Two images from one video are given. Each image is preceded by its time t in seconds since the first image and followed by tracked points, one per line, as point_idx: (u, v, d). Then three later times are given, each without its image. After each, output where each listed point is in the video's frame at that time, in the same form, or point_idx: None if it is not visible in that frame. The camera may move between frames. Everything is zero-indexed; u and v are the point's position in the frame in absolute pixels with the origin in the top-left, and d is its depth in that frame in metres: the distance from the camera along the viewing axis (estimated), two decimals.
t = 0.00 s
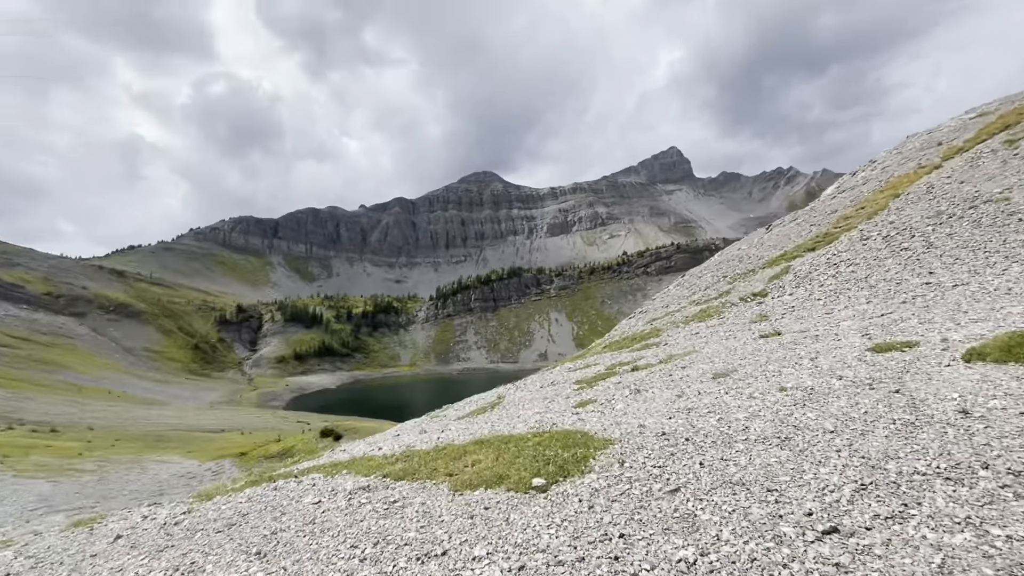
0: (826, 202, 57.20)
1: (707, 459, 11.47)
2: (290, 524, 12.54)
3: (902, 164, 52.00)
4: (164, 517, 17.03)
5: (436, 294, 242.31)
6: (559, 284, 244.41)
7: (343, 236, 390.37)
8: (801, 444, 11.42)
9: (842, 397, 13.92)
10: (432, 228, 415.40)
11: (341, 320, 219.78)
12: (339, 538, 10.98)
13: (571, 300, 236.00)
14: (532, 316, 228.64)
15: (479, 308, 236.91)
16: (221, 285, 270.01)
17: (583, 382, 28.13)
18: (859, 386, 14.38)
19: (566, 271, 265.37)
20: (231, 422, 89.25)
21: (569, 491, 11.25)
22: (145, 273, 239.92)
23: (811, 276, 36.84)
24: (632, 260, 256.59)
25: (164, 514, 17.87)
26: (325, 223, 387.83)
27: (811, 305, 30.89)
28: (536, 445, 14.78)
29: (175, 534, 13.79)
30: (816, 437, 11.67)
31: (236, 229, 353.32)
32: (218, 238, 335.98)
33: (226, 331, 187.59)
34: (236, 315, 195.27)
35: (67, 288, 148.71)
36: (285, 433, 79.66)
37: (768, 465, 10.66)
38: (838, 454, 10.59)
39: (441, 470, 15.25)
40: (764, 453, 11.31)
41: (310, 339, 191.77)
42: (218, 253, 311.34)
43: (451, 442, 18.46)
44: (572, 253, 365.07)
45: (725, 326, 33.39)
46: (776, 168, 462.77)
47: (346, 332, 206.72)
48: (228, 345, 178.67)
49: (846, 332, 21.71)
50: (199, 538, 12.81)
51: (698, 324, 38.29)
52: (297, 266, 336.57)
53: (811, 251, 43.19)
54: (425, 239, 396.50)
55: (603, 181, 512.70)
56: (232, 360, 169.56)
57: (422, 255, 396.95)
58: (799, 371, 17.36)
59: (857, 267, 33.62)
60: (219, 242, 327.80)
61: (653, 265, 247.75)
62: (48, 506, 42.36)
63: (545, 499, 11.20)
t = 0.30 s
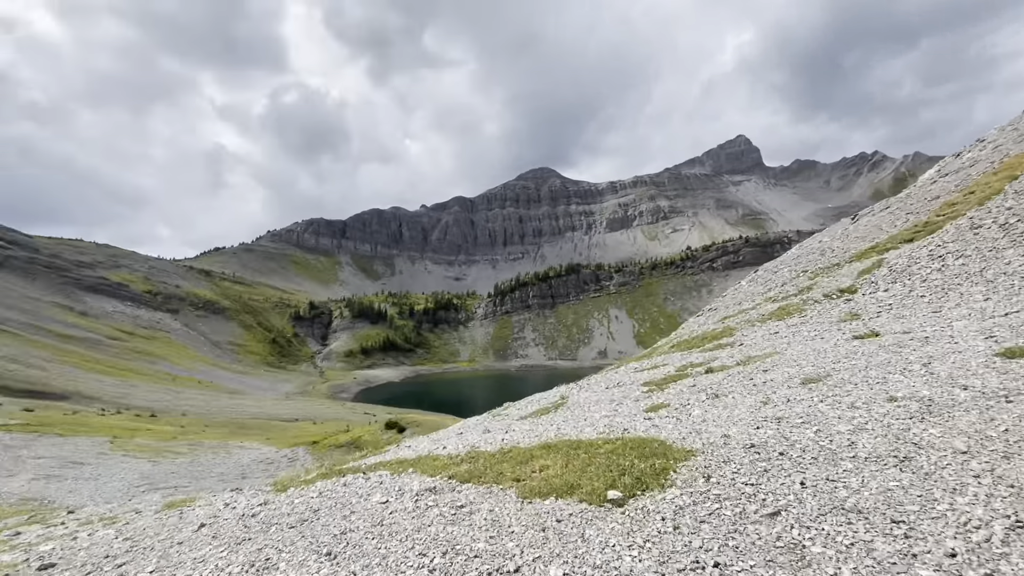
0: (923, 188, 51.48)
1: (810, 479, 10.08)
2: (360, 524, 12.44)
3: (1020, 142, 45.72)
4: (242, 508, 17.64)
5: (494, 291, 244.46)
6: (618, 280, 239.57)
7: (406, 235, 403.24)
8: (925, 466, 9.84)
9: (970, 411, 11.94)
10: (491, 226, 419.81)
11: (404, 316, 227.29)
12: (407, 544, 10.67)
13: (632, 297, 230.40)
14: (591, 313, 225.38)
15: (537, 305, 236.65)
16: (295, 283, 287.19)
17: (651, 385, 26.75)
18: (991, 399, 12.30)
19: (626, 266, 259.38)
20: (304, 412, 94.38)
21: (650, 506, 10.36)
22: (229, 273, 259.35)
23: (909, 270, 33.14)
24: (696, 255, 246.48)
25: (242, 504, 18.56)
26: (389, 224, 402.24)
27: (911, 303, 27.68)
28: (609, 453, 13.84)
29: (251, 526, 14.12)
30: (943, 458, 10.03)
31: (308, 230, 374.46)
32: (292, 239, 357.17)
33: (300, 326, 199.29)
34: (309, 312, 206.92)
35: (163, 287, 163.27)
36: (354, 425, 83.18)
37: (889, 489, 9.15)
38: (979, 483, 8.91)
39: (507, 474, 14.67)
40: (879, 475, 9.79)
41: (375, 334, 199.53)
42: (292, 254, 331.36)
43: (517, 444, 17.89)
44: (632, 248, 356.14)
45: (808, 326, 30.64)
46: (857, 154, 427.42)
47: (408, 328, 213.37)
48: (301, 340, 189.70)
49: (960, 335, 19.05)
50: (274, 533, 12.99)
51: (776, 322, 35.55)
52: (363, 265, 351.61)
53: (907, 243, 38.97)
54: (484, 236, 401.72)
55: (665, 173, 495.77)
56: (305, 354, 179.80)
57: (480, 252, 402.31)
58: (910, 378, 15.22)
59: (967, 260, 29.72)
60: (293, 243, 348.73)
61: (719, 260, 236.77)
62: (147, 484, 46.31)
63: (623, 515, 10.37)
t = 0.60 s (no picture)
0: (1015, 174, 46.55)
1: (913, 498, 8.82)
2: (410, 522, 12.12)
3: None
4: (295, 498, 17.79)
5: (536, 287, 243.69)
6: (664, 277, 233.48)
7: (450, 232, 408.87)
8: None
9: None
10: (533, 222, 418.96)
11: (448, 312, 230.51)
12: (459, 548, 10.20)
13: (678, 294, 224.01)
14: (635, 310, 220.84)
15: (580, 301, 234.00)
16: (344, 280, 297.10)
17: (708, 385, 25.32)
18: None
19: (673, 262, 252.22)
20: (353, 403, 97.30)
21: (722, 519, 9.42)
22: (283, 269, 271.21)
23: (1001, 263, 29.87)
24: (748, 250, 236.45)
25: (294, 495, 18.77)
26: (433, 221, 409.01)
27: (1007, 300, 24.81)
28: (670, 458, 12.88)
29: (303, 519, 14.10)
30: None
31: (356, 228, 386.40)
32: (341, 236, 369.11)
33: (349, 320, 206.00)
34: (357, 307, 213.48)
35: (223, 283, 172.45)
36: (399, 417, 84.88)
37: (1016, 516, 7.79)
38: None
39: (561, 476, 14.01)
40: (999, 496, 8.42)
41: (420, 328, 203.36)
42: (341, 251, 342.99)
43: (569, 444, 17.13)
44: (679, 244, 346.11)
45: (883, 324, 28.17)
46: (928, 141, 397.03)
47: (452, 323, 216.27)
48: (350, 334, 196.05)
49: None
50: (325, 527, 12.89)
51: (844, 320, 33.06)
52: (409, 262, 359.32)
53: (997, 234, 35.29)
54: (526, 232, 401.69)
55: (714, 165, 478.04)
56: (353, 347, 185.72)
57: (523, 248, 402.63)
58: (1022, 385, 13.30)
59: None
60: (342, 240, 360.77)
61: (772, 255, 225.93)
62: (209, 468, 48.77)
63: (692, 526, 9.49)
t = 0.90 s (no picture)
0: None
1: None
2: (452, 526, 11.59)
3: None
4: (335, 493, 17.62)
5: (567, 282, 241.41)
6: (699, 272, 227.69)
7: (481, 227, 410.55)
8: None
9: None
10: (565, 216, 415.85)
11: (479, 306, 231.45)
12: (505, 559, 9.60)
13: (714, 289, 218.01)
14: (668, 305, 216.30)
15: (612, 296, 230.51)
16: (377, 274, 302.39)
17: (757, 386, 23.94)
18: None
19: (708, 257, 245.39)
20: (387, 395, 98.77)
21: (797, 539, 8.47)
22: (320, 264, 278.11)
23: None
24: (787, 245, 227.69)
25: (335, 490, 18.67)
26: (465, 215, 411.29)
27: None
28: (731, 466, 11.86)
29: (342, 517, 13.79)
30: None
31: (389, 223, 392.44)
32: (375, 231, 375.21)
33: (382, 314, 209.64)
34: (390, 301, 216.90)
35: (263, 276, 177.91)
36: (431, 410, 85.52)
37: None
38: None
39: (608, 482, 13.22)
40: None
41: (452, 323, 204.91)
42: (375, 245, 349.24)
43: (616, 447, 16.26)
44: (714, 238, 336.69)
45: (952, 324, 26.02)
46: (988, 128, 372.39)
47: (482, 318, 217.11)
48: (383, 327, 199.49)
49: None
50: (365, 527, 12.52)
51: (905, 318, 30.85)
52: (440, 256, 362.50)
53: None
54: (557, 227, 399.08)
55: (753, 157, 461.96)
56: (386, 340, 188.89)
57: (554, 243, 400.75)
58: None
59: None
60: (376, 235, 367.17)
61: (814, 250, 216.57)
62: (250, 456, 50.21)
63: (764, 547, 8.58)
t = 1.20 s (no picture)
0: None
1: None
2: (484, 531, 10.98)
3: None
4: (361, 489, 17.31)
5: (591, 276, 238.65)
6: (727, 266, 222.73)
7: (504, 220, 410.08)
8: None
9: None
10: (589, 209, 411.57)
11: (502, 299, 231.52)
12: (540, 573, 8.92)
13: (742, 283, 212.78)
14: (694, 299, 212.26)
15: (636, 290, 226.98)
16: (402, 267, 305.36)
17: (800, 384, 22.59)
18: None
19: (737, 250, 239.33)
20: (411, 386, 99.53)
21: (873, 560, 7.56)
22: (346, 257, 282.14)
23: None
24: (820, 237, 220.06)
25: (361, 485, 18.36)
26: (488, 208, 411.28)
27: None
28: (787, 474, 10.90)
29: (368, 515, 13.37)
30: None
31: (414, 216, 395.49)
32: (400, 224, 378.24)
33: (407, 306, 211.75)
34: (415, 293, 218.71)
35: (292, 269, 181.34)
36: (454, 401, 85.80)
37: None
38: None
39: (649, 488, 12.44)
40: None
41: (475, 316, 205.46)
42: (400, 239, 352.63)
43: (654, 448, 15.42)
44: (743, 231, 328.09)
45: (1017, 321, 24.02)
46: None
47: (505, 311, 217.02)
48: (407, 320, 201.48)
49: None
50: (392, 528, 12.08)
51: (960, 314, 28.82)
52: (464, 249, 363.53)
53: None
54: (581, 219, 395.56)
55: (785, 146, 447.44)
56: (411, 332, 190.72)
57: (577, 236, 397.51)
58: None
59: None
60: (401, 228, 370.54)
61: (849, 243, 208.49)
62: (280, 444, 51.09)
63: (832, 570, 7.67)
